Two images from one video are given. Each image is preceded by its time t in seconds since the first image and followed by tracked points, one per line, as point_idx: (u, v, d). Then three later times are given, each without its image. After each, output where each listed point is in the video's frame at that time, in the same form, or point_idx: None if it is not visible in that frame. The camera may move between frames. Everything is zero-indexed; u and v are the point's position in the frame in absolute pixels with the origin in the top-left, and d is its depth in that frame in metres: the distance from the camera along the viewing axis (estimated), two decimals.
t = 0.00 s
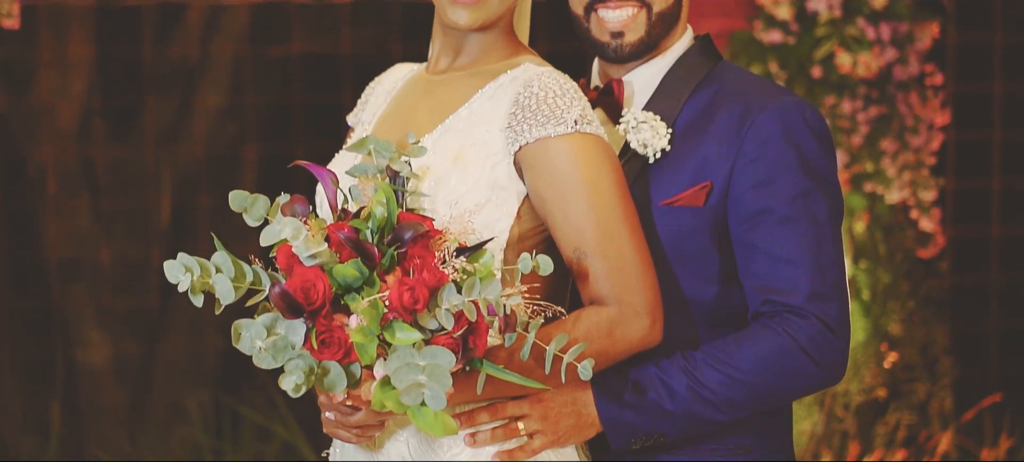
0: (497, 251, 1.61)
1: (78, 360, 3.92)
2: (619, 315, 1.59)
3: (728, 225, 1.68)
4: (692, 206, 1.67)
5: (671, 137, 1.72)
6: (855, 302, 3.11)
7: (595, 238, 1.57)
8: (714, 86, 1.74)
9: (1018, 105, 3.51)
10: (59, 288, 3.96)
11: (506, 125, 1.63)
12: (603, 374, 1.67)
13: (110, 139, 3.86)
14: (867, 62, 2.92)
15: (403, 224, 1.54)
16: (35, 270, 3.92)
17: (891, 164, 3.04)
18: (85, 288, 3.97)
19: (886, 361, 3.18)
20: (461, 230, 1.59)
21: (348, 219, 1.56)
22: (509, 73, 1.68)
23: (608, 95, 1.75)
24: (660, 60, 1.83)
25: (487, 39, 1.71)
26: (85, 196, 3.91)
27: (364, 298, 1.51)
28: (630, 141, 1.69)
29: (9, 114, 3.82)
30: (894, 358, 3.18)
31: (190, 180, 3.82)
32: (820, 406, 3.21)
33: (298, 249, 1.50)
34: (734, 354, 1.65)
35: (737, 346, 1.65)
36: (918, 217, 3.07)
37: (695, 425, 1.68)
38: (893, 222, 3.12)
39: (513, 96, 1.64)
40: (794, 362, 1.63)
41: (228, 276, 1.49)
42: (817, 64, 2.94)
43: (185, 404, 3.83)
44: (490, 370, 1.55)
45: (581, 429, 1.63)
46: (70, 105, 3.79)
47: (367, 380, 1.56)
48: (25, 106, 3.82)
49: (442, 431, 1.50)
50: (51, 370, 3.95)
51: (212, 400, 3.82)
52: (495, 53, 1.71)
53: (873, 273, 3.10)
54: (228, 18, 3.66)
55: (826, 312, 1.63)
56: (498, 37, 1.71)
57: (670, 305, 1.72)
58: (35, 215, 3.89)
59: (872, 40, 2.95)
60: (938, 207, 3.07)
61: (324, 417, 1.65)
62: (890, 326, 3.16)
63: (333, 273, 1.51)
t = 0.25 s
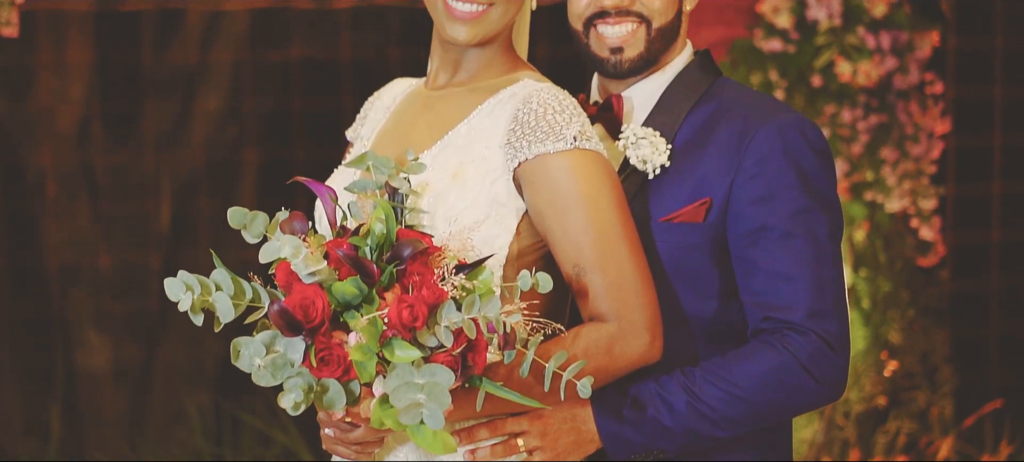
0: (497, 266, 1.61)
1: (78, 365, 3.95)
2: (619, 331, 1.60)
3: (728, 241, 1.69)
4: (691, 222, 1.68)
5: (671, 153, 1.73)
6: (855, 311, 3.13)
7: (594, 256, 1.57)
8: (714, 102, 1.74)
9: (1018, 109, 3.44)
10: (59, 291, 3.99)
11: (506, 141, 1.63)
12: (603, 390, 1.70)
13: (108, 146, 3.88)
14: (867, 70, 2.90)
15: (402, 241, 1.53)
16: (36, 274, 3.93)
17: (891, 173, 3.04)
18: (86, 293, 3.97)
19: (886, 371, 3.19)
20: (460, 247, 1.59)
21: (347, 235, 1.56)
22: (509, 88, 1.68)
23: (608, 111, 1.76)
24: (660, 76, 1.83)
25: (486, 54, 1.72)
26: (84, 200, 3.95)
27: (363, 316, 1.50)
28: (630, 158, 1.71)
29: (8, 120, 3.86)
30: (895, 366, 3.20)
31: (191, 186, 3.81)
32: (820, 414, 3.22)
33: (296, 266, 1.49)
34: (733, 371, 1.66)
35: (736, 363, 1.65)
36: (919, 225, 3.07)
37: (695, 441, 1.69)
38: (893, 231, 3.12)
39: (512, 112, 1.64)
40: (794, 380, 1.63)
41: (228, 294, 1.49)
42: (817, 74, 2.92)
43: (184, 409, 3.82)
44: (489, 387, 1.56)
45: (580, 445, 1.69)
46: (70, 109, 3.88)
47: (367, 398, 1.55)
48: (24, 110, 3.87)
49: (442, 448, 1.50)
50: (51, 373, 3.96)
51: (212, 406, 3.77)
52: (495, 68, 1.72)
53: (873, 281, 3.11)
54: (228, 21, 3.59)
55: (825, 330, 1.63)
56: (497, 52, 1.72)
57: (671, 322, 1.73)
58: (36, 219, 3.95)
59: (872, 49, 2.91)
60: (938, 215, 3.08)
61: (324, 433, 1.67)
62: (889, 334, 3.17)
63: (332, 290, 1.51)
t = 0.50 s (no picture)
0: (496, 282, 1.61)
1: (79, 369, 3.91)
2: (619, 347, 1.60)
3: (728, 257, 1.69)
4: (690, 238, 1.69)
5: (671, 170, 1.74)
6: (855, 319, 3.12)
7: (594, 272, 1.57)
8: (714, 117, 1.75)
9: (1018, 116, 3.41)
10: (59, 298, 3.96)
11: (505, 156, 1.64)
12: (602, 406, 1.74)
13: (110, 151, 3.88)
14: (867, 79, 2.90)
15: (401, 258, 1.53)
16: (36, 279, 3.91)
17: (892, 181, 3.03)
18: (87, 296, 3.95)
19: (886, 378, 3.19)
20: (460, 263, 1.59)
21: (346, 252, 1.56)
22: (508, 104, 1.69)
23: (606, 126, 1.78)
24: (660, 91, 1.83)
25: (485, 69, 1.73)
26: (84, 208, 3.95)
27: (362, 333, 1.50)
28: (630, 174, 1.72)
29: (8, 125, 3.88)
30: (895, 374, 3.20)
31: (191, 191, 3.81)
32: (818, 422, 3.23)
33: (294, 282, 1.49)
34: (733, 388, 1.66)
35: (736, 380, 1.66)
36: (918, 234, 3.07)
37: (695, 456, 1.71)
38: (893, 239, 3.11)
39: (512, 128, 1.65)
40: (793, 396, 1.64)
41: (227, 311, 1.48)
42: (817, 82, 2.90)
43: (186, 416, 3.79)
44: (488, 403, 1.55)
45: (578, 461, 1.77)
46: (71, 114, 3.90)
47: (365, 416, 1.55)
48: (24, 114, 3.89)
49: None
50: (52, 381, 3.91)
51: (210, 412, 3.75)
52: (494, 83, 1.73)
53: (874, 290, 3.10)
54: (227, 26, 3.61)
55: (824, 346, 1.63)
56: (496, 67, 1.72)
57: (670, 337, 1.73)
58: (36, 229, 3.92)
59: (872, 57, 2.91)
60: (938, 223, 3.08)
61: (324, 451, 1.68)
62: (890, 343, 3.17)
63: (330, 307, 1.51)
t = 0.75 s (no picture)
0: (495, 298, 1.62)
1: (79, 370, 3.91)
2: (618, 362, 1.60)
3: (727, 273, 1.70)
4: (691, 252, 1.69)
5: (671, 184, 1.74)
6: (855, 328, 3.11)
7: (593, 286, 1.57)
8: (714, 130, 1.76)
9: (1018, 119, 3.45)
10: (59, 301, 3.93)
11: (504, 172, 1.63)
12: (603, 421, 1.75)
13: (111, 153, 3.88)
14: (866, 87, 2.92)
15: (400, 274, 1.53)
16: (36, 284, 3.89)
17: (892, 189, 3.03)
18: (87, 298, 3.94)
19: (886, 386, 3.19)
20: (458, 279, 1.60)
21: (346, 268, 1.56)
22: (507, 118, 1.69)
23: (604, 140, 1.78)
24: (660, 106, 1.83)
25: (483, 84, 1.73)
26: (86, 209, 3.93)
27: (361, 350, 1.50)
28: (630, 188, 1.71)
29: (8, 127, 3.85)
30: (895, 382, 3.20)
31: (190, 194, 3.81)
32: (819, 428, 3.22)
33: (294, 299, 1.49)
34: (733, 403, 1.67)
35: (735, 395, 1.66)
36: (919, 242, 3.07)
37: None
38: (894, 246, 3.10)
39: (511, 142, 1.65)
40: (794, 411, 1.64)
41: (224, 327, 1.48)
42: (818, 90, 2.89)
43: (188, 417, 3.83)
44: (487, 419, 1.56)
45: None
46: (71, 115, 3.89)
47: (365, 431, 1.56)
48: (24, 115, 3.88)
49: None
50: (52, 384, 3.91)
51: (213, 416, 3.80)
52: (492, 98, 1.73)
53: (875, 298, 3.10)
54: (228, 31, 3.70)
55: (824, 362, 1.64)
56: (495, 81, 1.73)
57: (670, 351, 1.73)
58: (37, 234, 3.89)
59: (872, 65, 2.92)
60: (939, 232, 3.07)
61: None
62: (891, 350, 3.17)
63: (329, 323, 1.51)
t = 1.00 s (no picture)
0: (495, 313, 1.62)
1: (80, 377, 3.90)
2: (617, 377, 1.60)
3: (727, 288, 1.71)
4: (690, 267, 1.71)
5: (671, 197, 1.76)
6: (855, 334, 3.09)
7: (593, 300, 1.57)
8: (714, 143, 1.77)
9: (1018, 124, 3.46)
10: (59, 305, 3.91)
11: (504, 187, 1.63)
12: (602, 436, 1.75)
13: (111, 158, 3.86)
14: (867, 95, 2.88)
15: (399, 289, 1.53)
16: (36, 289, 3.88)
17: (892, 197, 3.02)
18: (88, 304, 3.92)
19: (886, 393, 3.18)
20: (458, 293, 1.60)
21: (345, 282, 1.56)
22: (506, 132, 1.70)
23: (604, 155, 1.79)
24: (659, 119, 1.84)
25: (483, 97, 1.73)
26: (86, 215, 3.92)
27: (360, 365, 1.50)
28: (630, 202, 1.73)
29: (9, 131, 3.87)
30: (896, 389, 3.19)
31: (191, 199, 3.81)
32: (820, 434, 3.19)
33: (294, 314, 1.49)
34: (732, 417, 1.68)
35: (735, 409, 1.67)
36: (920, 250, 3.08)
37: None
38: (894, 253, 3.11)
39: (511, 157, 1.65)
40: (793, 425, 1.65)
41: (223, 344, 1.49)
42: (818, 97, 2.89)
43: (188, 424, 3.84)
44: (487, 435, 1.55)
45: None
46: (72, 121, 3.89)
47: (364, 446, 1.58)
48: (25, 122, 3.89)
49: None
50: (53, 393, 3.88)
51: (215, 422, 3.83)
52: (492, 111, 1.73)
53: (875, 305, 3.09)
54: (229, 36, 3.69)
55: (824, 376, 1.65)
56: (495, 95, 1.73)
57: (669, 364, 1.73)
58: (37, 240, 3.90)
59: (873, 73, 2.88)
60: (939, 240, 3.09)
61: None
62: (891, 357, 3.16)
63: (329, 338, 1.50)
